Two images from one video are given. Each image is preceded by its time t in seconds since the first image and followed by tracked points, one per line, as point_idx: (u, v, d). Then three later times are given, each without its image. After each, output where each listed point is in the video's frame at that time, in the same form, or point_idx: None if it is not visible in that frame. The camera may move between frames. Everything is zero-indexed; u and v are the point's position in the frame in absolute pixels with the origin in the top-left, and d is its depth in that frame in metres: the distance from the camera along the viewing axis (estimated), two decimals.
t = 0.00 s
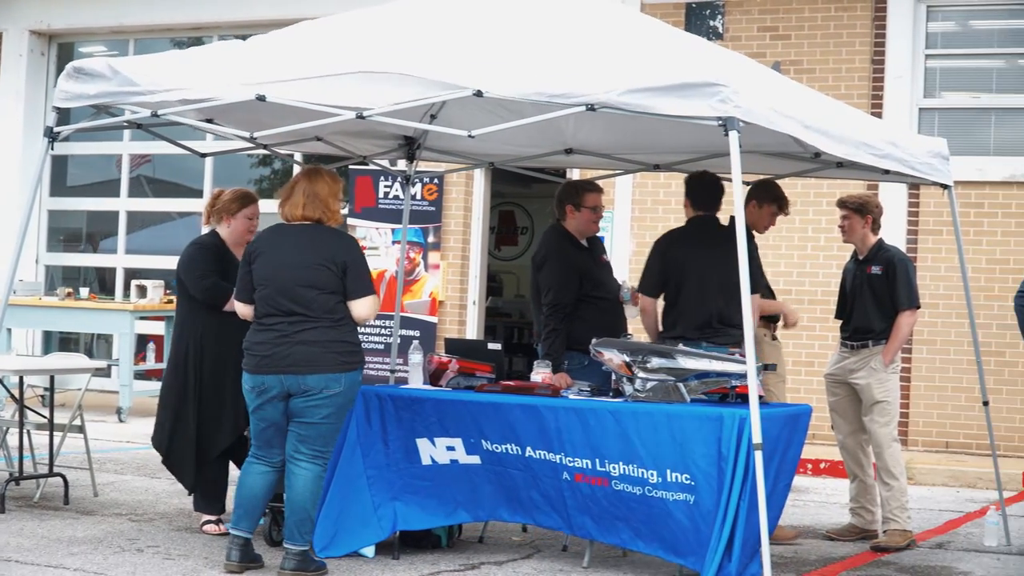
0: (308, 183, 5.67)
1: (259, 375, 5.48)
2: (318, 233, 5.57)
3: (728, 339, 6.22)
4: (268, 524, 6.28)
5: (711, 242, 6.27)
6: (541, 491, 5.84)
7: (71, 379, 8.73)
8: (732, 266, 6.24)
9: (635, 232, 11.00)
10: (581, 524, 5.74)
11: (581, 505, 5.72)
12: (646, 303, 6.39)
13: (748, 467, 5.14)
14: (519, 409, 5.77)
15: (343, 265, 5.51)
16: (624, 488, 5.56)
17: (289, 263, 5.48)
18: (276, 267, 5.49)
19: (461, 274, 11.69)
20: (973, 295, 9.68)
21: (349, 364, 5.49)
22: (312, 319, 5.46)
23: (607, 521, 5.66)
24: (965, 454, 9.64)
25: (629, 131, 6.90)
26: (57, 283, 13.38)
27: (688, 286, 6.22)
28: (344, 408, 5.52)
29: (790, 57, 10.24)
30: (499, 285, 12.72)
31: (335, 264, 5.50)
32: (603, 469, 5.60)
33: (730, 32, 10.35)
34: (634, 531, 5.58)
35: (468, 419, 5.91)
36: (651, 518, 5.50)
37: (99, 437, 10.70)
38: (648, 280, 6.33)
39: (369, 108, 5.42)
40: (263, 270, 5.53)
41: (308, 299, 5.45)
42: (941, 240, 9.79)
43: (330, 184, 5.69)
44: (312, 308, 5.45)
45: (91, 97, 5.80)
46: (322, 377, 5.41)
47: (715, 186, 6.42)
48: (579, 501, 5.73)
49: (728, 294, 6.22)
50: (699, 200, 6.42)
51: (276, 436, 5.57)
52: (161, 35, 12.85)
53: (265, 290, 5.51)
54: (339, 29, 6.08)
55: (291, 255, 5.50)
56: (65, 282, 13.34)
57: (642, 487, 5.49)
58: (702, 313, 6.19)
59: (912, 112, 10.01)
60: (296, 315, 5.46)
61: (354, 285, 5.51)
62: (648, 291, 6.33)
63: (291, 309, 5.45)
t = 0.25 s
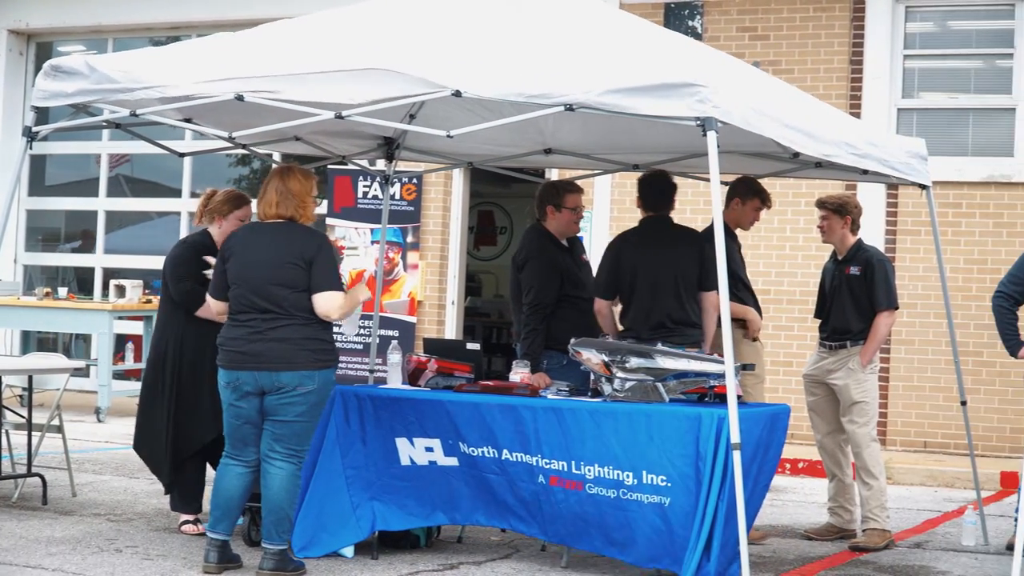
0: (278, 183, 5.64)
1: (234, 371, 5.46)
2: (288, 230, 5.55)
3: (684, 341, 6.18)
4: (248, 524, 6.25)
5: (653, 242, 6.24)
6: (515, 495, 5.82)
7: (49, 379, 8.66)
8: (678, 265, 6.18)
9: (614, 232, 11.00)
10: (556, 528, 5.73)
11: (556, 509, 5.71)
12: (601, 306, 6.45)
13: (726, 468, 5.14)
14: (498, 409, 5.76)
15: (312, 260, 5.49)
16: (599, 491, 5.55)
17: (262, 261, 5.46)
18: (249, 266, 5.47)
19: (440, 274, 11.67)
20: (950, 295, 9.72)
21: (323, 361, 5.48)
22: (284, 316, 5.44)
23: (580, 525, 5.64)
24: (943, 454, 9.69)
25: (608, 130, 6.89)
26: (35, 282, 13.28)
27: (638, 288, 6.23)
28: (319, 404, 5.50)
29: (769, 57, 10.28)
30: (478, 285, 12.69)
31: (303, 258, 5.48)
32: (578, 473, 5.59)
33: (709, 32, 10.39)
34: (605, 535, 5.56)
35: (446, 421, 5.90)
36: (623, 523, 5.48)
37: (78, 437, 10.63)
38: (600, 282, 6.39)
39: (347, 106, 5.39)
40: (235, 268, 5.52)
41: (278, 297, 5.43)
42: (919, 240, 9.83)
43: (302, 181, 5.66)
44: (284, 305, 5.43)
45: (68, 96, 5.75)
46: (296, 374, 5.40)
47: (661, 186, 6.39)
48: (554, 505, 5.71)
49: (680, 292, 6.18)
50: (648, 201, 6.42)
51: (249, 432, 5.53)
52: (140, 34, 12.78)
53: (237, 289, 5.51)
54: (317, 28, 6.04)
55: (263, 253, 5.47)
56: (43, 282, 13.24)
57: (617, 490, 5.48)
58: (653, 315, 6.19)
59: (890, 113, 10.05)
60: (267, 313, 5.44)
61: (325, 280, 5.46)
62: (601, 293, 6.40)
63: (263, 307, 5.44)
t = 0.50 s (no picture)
0: (246, 182, 5.63)
1: (201, 368, 5.45)
2: (250, 229, 5.54)
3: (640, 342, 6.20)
4: (221, 524, 6.22)
5: (607, 240, 6.26)
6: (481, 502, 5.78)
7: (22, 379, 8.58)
8: (627, 263, 6.19)
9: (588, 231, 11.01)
10: (523, 537, 5.68)
11: (522, 516, 5.67)
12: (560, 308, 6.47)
13: (700, 467, 5.14)
14: (471, 410, 5.75)
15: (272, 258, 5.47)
16: (567, 494, 5.52)
17: (227, 261, 5.46)
18: (215, 265, 5.47)
19: (414, 273, 11.65)
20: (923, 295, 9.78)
21: (289, 359, 5.48)
22: (249, 316, 5.44)
23: (548, 532, 5.60)
24: (917, 453, 9.75)
25: (583, 130, 6.89)
26: (8, 282, 13.16)
27: (590, 293, 6.28)
28: (287, 404, 5.51)
29: (743, 57, 10.31)
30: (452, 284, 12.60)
31: (264, 256, 5.47)
32: (548, 474, 5.57)
33: (683, 31, 10.42)
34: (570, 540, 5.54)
35: (418, 422, 5.89)
36: (592, 528, 5.46)
37: (51, 438, 10.54)
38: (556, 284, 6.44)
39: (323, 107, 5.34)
40: (201, 268, 5.51)
41: (240, 297, 5.42)
42: (892, 240, 9.89)
43: (272, 179, 5.68)
44: (249, 306, 5.43)
45: (42, 95, 5.79)
46: (262, 372, 5.40)
47: (610, 186, 6.45)
48: (522, 510, 5.67)
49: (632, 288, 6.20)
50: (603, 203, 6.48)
51: (216, 428, 5.50)
52: (114, 33, 12.69)
53: (201, 290, 5.51)
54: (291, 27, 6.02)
55: (229, 253, 5.47)
56: (16, 281, 13.12)
57: (585, 492, 5.47)
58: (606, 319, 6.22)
59: (863, 113, 10.10)
60: (231, 313, 5.44)
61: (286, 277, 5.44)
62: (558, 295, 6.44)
63: (227, 307, 5.44)
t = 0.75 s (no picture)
0: (213, 183, 5.59)
1: (171, 368, 5.42)
2: (217, 230, 5.50)
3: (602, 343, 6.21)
4: (195, 524, 6.18)
5: (569, 240, 6.29)
6: (451, 505, 5.74)
7: None
8: (588, 263, 6.21)
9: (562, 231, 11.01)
10: (492, 541, 5.63)
11: (492, 518, 5.63)
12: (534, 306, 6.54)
13: (675, 464, 5.15)
14: (444, 410, 5.73)
15: (240, 258, 5.44)
16: (538, 495, 5.50)
17: (197, 261, 5.43)
18: (185, 266, 5.44)
19: (389, 273, 11.62)
20: (897, 295, 9.83)
21: (261, 358, 5.46)
22: (218, 316, 5.42)
23: (518, 536, 5.56)
24: (890, 453, 9.80)
25: (557, 130, 6.89)
26: None
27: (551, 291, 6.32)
28: (260, 403, 5.49)
29: (717, 57, 10.36)
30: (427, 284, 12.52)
31: (232, 257, 5.44)
32: (520, 475, 5.55)
33: (657, 31, 10.46)
34: (541, 544, 5.50)
35: (390, 423, 5.87)
36: (563, 529, 5.43)
37: (24, 437, 10.43)
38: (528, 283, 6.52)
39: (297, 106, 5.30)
40: (171, 268, 5.48)
41: (209, 298, 5.40)
42: (866, 240, 9.94)
43: (241, 179, 5.64)
44: (217, 308, 5.40)
45: (15, 95, 5.73)
46: (235, 371, 5.38)
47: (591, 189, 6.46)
48: (491, 515, 5.63)
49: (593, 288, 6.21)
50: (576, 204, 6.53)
51: (185, 426, 5.46)
52: (88, 32, 12.60)
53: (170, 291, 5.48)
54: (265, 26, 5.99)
55: (198, 254, 5.44)
56: None
57: (554, 491, 5.45)
58: (563, 318, 6.25)
59: (837, 113, 10.14)
60: (200, 313, 5.42)
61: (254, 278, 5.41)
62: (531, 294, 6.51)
63: (196, 307, 5.41)
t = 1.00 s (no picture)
0: (179, 183, 5.54)
1: (136, 367, 5.38)
2: (183, 228, 5.46)
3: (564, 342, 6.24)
4: (161, 524, 6.12)
5: (532, 241, 6.34)
6: (415, 505, 5.71)
7: None
8: (551, 264, 6.24)
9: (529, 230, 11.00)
10: (455, 543, 5.60)
11: (457, 518, 5.61)
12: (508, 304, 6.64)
13: (643, 463, 5.15)
14: (410, 410, 5.72)
15: (207, 257, 5.40)
16: (504, 494, 5.49)
17: (162, 261, 5.37)
18: (150, 265, 5.38)
19: (355, 273, 11.57)
20: (863, 295, 9.89)
21: (228, 357, 5.42)
22: (185, 315, 5.37)
23: (482, 538, 5.53)
24: (856, 453, 9.87)
25: (524, 130, 6.89)
26: None
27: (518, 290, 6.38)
28: (225, 401, 5.45)
29: (684, 57, 10.41)
30: (395, 283, 12.41)
31: (198, 255, 5.39)
32: (485, 475, 5.53)
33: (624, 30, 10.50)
34: (505, 546, 5.48)
35: (356, 425, 5.85)
36: (530, 528, 5.42)
37: None
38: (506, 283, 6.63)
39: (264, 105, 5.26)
40: (135, 266, 5.43)
41: (175, 296, 5.35)
42: (832, 240, 9.99)
43: (206, 178, 5.60)
44: (184, 306, 5.36)
45: None
46: (201, 370, 5.35)
47: (572, 185, 6.48)
48: (455, 517, 5.61)
49: (555, 287, 6.25)
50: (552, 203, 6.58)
51: (149, 426, 5.40)
52: (54, 31, 12.49)
53: (135, 288, 5.43)
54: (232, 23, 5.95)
55: (163, 253, 5.39)
56: None
57: (521, 490, 5.45)
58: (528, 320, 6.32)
59: (804, 113, 10.20)
60: (167, 311, 5.37)
61: (221, 276, 5.37)
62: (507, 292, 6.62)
63: (163, 305, 5.36)
